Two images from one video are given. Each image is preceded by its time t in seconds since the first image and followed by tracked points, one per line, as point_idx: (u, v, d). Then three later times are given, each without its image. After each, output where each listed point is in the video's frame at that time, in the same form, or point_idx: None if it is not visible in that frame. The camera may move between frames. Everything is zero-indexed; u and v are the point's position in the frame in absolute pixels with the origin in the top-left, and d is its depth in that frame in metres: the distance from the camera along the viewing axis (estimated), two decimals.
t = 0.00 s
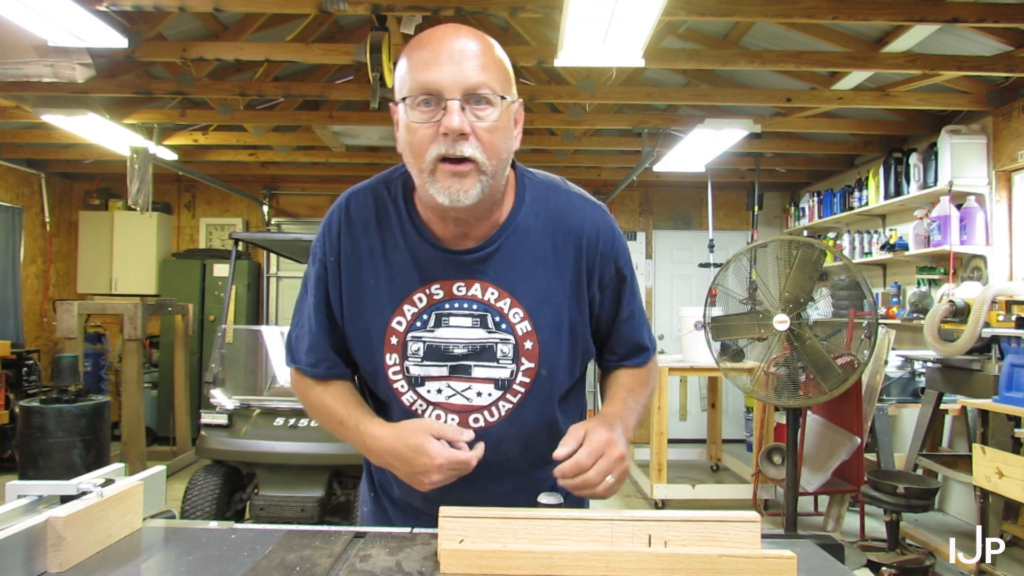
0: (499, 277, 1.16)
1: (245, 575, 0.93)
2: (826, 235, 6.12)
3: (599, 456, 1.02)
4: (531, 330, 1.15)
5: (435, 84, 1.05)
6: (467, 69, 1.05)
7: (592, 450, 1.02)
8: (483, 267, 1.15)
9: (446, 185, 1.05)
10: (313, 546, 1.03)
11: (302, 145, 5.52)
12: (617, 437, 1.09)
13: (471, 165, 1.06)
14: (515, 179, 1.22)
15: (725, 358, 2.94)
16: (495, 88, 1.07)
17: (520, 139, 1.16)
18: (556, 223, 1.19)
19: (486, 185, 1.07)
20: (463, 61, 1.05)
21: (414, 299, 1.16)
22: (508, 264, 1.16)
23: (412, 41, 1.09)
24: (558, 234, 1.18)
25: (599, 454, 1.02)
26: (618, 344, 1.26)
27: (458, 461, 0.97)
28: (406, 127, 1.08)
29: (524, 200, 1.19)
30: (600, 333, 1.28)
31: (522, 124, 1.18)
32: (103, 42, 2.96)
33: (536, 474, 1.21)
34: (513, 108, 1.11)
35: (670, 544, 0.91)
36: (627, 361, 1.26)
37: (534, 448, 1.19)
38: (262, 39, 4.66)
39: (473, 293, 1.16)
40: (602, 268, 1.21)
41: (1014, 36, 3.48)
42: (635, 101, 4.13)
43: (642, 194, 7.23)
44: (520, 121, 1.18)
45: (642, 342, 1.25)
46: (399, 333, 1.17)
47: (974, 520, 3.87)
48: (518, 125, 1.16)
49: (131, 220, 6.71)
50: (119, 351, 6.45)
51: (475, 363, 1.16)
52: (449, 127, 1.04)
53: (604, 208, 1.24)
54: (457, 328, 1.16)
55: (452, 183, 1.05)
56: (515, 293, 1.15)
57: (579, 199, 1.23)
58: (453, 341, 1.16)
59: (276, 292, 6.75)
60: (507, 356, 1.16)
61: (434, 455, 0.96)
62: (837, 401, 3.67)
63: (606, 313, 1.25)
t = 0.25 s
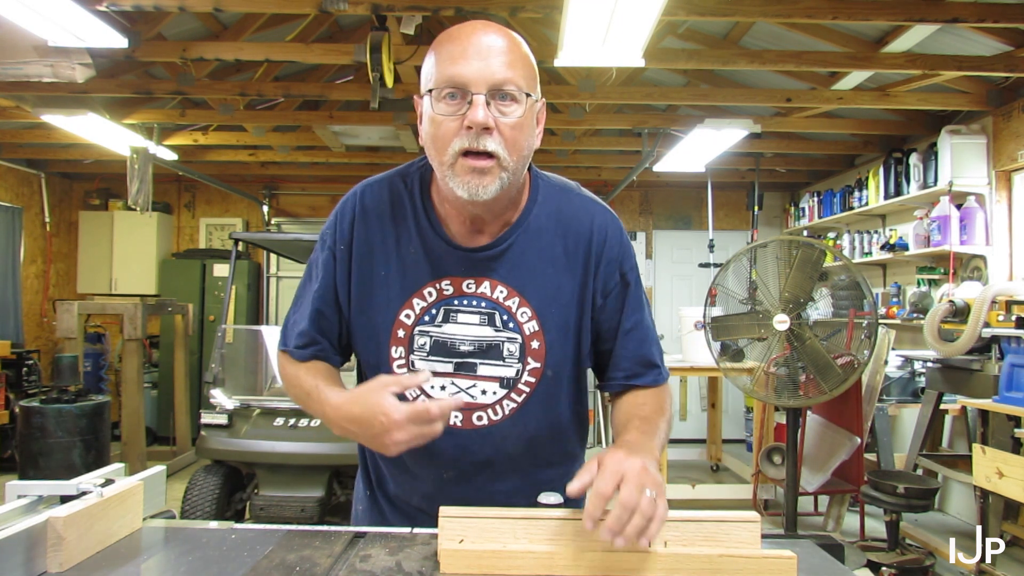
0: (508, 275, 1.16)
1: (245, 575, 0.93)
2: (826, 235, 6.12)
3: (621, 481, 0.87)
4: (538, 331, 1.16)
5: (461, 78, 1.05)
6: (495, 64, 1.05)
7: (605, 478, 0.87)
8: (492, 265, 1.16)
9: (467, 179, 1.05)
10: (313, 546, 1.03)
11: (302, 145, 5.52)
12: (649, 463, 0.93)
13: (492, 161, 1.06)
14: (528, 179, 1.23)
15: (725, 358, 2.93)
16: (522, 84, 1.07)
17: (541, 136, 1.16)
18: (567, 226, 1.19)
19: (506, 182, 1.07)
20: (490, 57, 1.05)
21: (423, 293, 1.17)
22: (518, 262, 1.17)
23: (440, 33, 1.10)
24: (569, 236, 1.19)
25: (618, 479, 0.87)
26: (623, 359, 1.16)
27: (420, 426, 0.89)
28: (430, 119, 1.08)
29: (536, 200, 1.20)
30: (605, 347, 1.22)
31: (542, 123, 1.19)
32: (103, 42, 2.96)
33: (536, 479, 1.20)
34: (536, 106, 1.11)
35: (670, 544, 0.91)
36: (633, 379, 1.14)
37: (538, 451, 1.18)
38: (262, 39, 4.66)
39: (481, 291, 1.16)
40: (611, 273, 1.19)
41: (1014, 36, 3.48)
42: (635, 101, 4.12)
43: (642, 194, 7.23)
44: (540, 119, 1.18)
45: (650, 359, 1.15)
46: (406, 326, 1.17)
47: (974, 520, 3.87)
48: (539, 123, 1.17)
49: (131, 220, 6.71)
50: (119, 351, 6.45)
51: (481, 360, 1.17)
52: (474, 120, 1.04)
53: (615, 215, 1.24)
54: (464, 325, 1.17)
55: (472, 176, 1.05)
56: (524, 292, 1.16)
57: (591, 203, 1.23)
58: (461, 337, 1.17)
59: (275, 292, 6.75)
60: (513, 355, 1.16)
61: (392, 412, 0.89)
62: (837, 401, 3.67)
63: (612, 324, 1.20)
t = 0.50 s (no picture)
0: (504, 274, 1.17)
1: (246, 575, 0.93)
2: (826, 235, 6.12)
3: (622, 519, 0.85)
4: (536, 330, 1.16)
5: (454, 79, 1.05)
6: (487, 65, 1.05)
7: (607, 519, 0.85)
8: (488, 265, 1.17)
9: (460, 181, 1.05)
10: (313, 546, 1.03)
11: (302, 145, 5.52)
12: (650, 490, 0.91)
13: (486, 162, 1.06)
14: (524, 177, 1.24)
15: (725, 358, 2.93)
16: (515, 84, 1.07)
17: (535, 135, 1.16)
18: (564, 223, 1.19)
19: (500, 182, 1.07)
20: (483, 57, 1.05)
21: (419, 294, 1.18)
22: (513, 261, 1.17)
23: (432, 33, 1.09)
24: (565, 234, 1.19)
25: (620, 519, 0.85)
26: (620, 357, 1.15)
27: (412, 404, 0.86)
28: (424, 121, 1.08)
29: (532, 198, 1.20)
30: (602, 346, 1.21)
31: (536, 120, 1.18)
32: (103, 42, 2.96)
33: (537, 478, 1.19)
34: (529, 104, 1.11)
35: (670, 544, 0.91)
36: (629, 377, 1.13)
37: (539, 451, 1.18)
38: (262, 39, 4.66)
39: (478, 290, 1.16)
40: (608, 269, 1.18)
41: (1014, 36, 3.48)
42: (635, 101, 4.12)
43: (642, 194, 7.24)
44: (534, 117, 1.18)
45: (647, 356, 1.14)
46: (403, 328, 1.18)
47: (974, 520, 3.88)
48: (533, 121, 1.16)
49: (131, 220, 6.70)
50: (119, 351, 6.45)
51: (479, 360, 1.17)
52: (467, 122, 1.04)
53: (613, 210, 1.24)
54: (461, 325, 1.17)
55: (467, 178, 1.06)
56: (521, 291, 1.16)
57: (588, 200, 1.23)
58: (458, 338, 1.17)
59: (275, 292, 6.75)
60: (511, 355, 1.16)
61: (379, 392, 0.86)
62: (837, 401, 3.67)
63: (609, 322, 1.18)
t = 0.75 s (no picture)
0: (501, 280, 1.17)
1: (246, 574, 0.93)
2: (826, 235, 6.12)
3: (617, 514, 0.86)
4: (532, 334, 1.16)
5: (438, 90, 1.05)
6: (472, 74, 1.05)
7: (601, 514, 0.86)
8: (483, 271, 1.17)
9: (450, 192, 1.06)
10: (313, 546, 1.03)
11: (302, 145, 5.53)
12: (649, 488, 0.91)
13: (474, 172, 1.07)
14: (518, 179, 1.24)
15: (725, 358, 2.93)
16: (501, 92, 1.07)
17: (524, 140, 1.16)
18: (559, 225, 1.19)
19: (490, 191, 1.08)
20: (467, 66, 1.05)
21: (415, 303, 1.18)
22: (509, 267, 1.17)
23: (415, 42, 1.09)
24: (561, 236, 1.19)
25: (615, 515, 0.86)
26: (622, 358, 1.15)
27: (357, 402, 0.91)
28: (409, 132, 1.09)
29: (526, 201, 1.20)
30: (604, 347, 1.21)
31: (525, 125, 1.18)
32: (103, 42, 2.96)
33: (539, 481, 1.19)
34: (516, 110, 1.11)
35: (670, 544, 0.91)
36: (633, 378, 1.13)
37: (540, 454, 1.17)
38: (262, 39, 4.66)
39: (473, 296, 1.17)
40: (607, 269, 1.18)
41: (1014, 36, 3.48)
42: (635, 101, 4.12)
43: (642, 194, 7.24)
44: (523, 121, 1.18)
45: (648, 355, 1.14)
46: (400, 338, 1.19)
47: (974, 520, 3.87)
48: (522, 126, 1.16)
49: (131, 220, 6.71)
50: (119, 351, 6.46)
51: (476, 365, 1.17)
52: (453, 134, 1.05)
53: (609, 209, 1.24)
54: (458, 331, 1.17)
55: (456, 189, 1.06)
56: (517, 296, 1.16)
57: (582, 199, 1.23)
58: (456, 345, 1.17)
59: (275, 292, 6.75)
60: (508, 360, 1.16)
61: (322, 397, 0.90)
62: (837, 401, 3.67)
63: (609, 323, 1.18)
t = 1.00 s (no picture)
0: (498, 283, 1.17)
1: (246, 574, 0.93)
2: (826, 235, 6.12)
3: (622, 510, 0.85)
4: (530, 336, 1.16)
5: (434, 107, 1.05)
6: (468, 90, 1.04)
7: (607, 509, 0.85)
8: (480, 275, 1.17)
9: (452, 215, 1.07)
10: (314, 546, 1.03)
11: (302, 145, 5.52)
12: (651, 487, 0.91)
13: (474, 191, 1.08)
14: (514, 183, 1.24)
15: (725, 358, 2.93)
16: (497, 108, 1.07)
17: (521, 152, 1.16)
18: (555, 227, 1.19)
19: (491, 211, 1.09)
20: (463, 82, 1.04)
21: (413, 307, 1.18)
22: (506, 270, 1.17)
23: (409, 56, 1.08)
24: (557, 238, 1.19)
25: (620, 511, 0.85)
26: (619, 358, 1.15)
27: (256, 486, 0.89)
28: (406, 150, 1.09)
29: (522, 203, 1.20)
30: (600, 347, 1.21)
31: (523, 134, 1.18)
32: (103, 42, 2.96)
33: (538, 480, 1.20)
34: (513, 123, 1.11)
35: (670, 544, 0.91)
36: (629, 378, 1.13)
37: (540, 454, 1.18)
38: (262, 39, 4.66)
39: (472, 300, 1.17)
40: (603, 270, 1.18)
41: (1014, 36, 3.48)
42: (635, 101, 4.12)
43: (642, 194, 7.24)
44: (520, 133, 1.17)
45: (644, 355, 1.14)
46: (399, 344, 1.18)
47: (974, 520, 3.87)
48: (519, 139, 1.16)
49: (131, 220, 6.70)
50: (119, 351, 6.46)
51: (475, 368, 1.17)
52: (451, 152, 1.05)
53: (604, 210, 1.24)
54: (456, 335, 1.17)
55: (455, 210, 1.07)
56: (515, 298, 1.16)
57: (578, 200, 1.23)
58: (455, 348, 1.17)
59: (275, 292, 6.74)
60: (507, 362, 1.16)
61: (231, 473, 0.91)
62: (837, 401, 3.67)
63: (605, 323, 1.18)
